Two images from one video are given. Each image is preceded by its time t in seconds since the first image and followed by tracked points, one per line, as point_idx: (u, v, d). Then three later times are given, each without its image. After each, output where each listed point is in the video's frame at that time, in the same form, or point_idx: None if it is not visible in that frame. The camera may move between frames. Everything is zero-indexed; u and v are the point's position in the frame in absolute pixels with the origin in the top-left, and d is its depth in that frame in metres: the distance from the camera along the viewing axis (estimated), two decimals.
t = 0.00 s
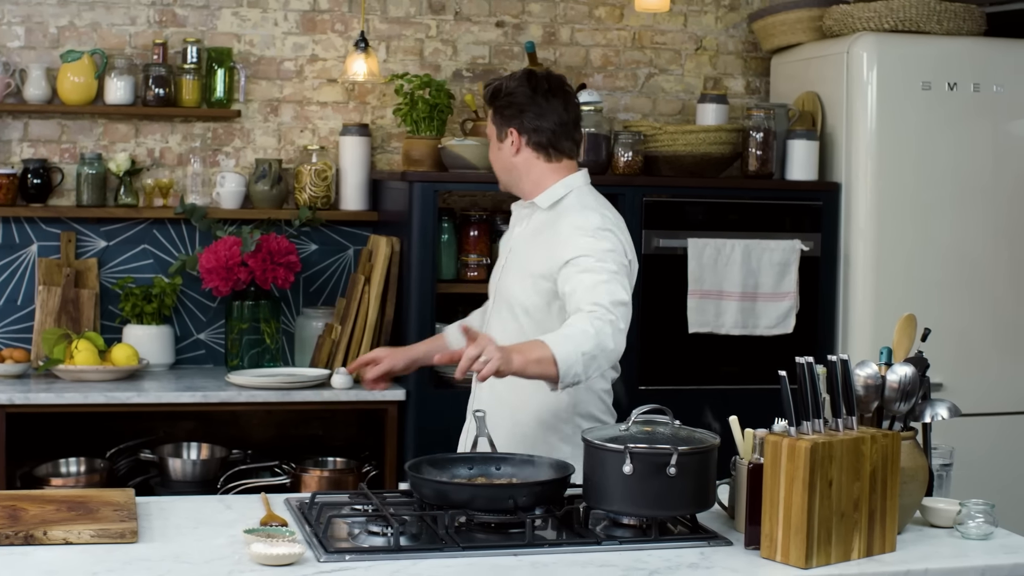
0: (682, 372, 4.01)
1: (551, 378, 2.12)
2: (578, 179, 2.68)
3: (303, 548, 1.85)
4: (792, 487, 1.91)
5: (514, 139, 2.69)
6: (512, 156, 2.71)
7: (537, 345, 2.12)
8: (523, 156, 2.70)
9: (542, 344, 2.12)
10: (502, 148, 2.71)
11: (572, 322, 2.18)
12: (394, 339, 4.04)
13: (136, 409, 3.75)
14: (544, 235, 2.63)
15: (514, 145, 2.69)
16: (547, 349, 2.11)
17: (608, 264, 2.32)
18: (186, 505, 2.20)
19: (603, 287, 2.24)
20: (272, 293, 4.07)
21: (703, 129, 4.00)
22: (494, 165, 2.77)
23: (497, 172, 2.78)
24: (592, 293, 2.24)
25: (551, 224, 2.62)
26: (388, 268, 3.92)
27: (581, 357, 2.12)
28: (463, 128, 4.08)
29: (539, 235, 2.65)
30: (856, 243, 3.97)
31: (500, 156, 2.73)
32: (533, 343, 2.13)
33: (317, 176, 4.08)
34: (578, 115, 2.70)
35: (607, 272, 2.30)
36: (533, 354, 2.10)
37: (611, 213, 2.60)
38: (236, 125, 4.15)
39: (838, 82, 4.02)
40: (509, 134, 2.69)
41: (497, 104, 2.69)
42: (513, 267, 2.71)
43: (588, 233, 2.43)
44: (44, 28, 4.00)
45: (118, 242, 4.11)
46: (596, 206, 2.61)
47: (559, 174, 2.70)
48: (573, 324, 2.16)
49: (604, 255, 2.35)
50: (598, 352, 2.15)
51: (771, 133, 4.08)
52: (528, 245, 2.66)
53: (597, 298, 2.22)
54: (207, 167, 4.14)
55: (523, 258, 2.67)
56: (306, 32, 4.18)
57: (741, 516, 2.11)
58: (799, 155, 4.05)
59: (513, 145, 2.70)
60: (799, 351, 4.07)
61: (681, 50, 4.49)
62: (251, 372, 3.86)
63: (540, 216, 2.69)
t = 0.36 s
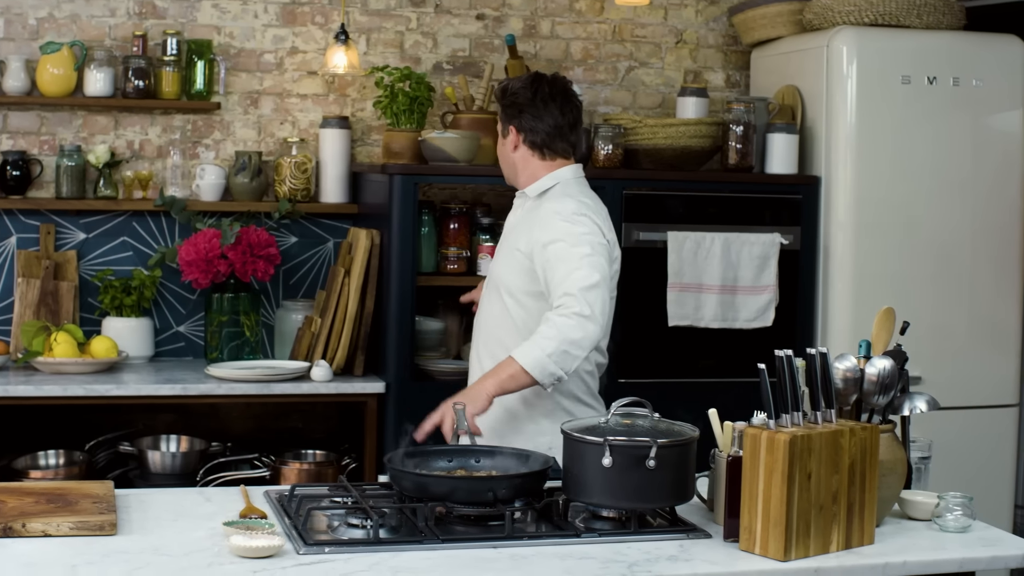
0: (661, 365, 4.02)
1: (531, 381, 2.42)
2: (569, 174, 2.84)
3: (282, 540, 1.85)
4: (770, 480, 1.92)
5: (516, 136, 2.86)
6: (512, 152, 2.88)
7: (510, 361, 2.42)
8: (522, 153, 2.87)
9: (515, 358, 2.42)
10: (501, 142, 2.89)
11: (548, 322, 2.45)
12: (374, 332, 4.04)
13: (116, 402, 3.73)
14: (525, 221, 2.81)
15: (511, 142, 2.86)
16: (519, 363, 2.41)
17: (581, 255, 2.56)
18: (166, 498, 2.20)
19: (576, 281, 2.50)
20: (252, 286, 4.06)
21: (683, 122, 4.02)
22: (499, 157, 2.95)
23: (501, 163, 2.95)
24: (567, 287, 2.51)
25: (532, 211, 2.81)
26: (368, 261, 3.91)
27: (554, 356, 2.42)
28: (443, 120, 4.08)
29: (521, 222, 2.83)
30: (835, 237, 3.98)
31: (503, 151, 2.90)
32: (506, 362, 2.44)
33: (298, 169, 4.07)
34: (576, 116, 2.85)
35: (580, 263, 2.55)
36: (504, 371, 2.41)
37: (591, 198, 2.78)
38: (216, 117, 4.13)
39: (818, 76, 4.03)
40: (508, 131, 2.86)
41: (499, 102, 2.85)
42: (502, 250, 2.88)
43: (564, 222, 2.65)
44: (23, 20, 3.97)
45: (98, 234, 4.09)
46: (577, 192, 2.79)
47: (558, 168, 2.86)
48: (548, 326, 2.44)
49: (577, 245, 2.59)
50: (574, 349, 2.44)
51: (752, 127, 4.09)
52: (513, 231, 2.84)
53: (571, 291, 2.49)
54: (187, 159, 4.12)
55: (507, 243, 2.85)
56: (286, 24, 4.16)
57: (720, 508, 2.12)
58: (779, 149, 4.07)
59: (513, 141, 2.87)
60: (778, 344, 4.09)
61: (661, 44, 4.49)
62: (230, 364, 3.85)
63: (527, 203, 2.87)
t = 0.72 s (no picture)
0: (653, 355, 4.02)
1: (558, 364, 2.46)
2: (554, 153, 2.93)
3: (274, 530, 1.85)
4: (763, 470, 1.93)
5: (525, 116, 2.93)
6: (519, 131, 2.94)
7: (538, 353, 2.44)
8: (529, 133, 2.94)
9: (541, 350, 2.44)
10: (510, 122, 2.93)
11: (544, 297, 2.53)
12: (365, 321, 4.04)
13: (106, 392, 3.72)
14: (510, 197, 2.88)
15: (525, 119, 2.93)
16: (546, 351, 2.44)
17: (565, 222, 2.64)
18: (157, 488, 2.19)
19: (563, 251, 2.59)
20: (243, 276, 4.05)
21: (675, 112, 4.01)
22: (491, 141, 2.96)
23: (492, 146, 2.96)
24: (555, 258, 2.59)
25: (518, 186, 2.88)
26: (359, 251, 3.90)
27: (569, 333, 2.47)
28: (434, 110, 4.07)
29: (506, 198, 2.90)
30: (827, 228, 3.99)
31: (506, 132, 2.94)
32: (531, 357, 2.45)
33: (289, 158, 4.05)
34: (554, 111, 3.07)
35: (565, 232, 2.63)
36: (541, 367, 2.42)
37: (573, 169, 2.85)
38: (207, 107, 4.12)
39: (810, 67, 4.03)
40: (520, 109, 2.93)
41: (508, 82, 2.92)
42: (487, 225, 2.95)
43: (546, 193, 2.72)
44: (14, 9, 3.95)
45: (88, 224, 4.08)
46: (560, 165, 2.87)
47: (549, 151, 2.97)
48: (552, 299, 2.51)
49: (559, 213, 2.66)
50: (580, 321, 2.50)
51: (743, 118, 4.09)
52: (499, 207, 2.91)
53: (560, 261, 2.58)
54: (178, 149, 4.11)
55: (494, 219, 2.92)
56: (277, 13, 4.15)
57: (713, 499, 2.12)
58: (771, 140, 4.07)
59: (522, 120, 2.93)
60: (769, 334, 4.10)
61: (653, 34, 4.49)
62: (221, 354, 3.84)
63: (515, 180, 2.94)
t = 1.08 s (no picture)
0: (649, 348, 4.02)
1: (554, 339, 2.46)
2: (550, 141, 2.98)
3: (269, 523, 1.84)
4: (759, 463, 1.93)
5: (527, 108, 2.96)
6: (525, 124, 2.96)
7: (534, 324, 2.44)
8: (532, 125, 2.97)
9: (536, 321, 2.45)
10: (516, 116, 2.93)
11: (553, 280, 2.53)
12: (361, 313, 4.03)
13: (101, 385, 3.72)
14: (513, 184, 2.88)
15: (528, 111, 2.95)
16: (541, 323, 2.44)
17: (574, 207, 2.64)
18: (153, 481, 2.19)
19: (572, 235, 2.59)
20: (238, 268, 4.04)
21: (671, 105, 4.01)
22: (498, 137, 2.93)
23: (500, 142, 2.93)
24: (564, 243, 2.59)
25: (520, 174, 2.88)
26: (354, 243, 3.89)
27: (571, 310, 2.47)
28: (429, 102, 4.06)
29: (508, 185, 2.90)
30: (824, 220, 3.98)
31: (514, 125, 2.94)
32: (526, 328, 2.45)
33: (284, 151, 4.04)
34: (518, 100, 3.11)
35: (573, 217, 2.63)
36: (534, 336, 2.43)
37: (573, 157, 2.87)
38: (202, 99, 4.11)
39: (806, 59, 4.02)
40: (522, 102, 2.94)
41: (509, 77, 2.91)
42: (489, 213, 2.95)
43: (551, 179, 2.72)
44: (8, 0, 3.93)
45: (83, 216, 4.07)
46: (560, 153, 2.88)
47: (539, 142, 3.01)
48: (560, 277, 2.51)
49: (567, 199, 2.67)
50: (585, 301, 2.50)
51: (738, 109, 4.08)
52: (501, 195, 2.91)
53: (569, 244, 2.58)
54: (173, 141, 4.09)
55: (496, 207, 2.92)
56: (272, 5, 4.13)
57: (709, 491, 2.12)
58: (767, 132, 4.06)
59: (526, 113, 2.95)
60: (766, 327, 4.10)
61: (649, 26, 4.48)
62: (217, 347, 3.83)
63: (512, 169, 2.94)
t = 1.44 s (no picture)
0: (648, 342, 4.02)
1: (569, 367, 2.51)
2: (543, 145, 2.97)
3: (267, 519, 1.84)
4: (758, 458, 1.92)
5: (524, 108, 2.95)
6: (520, 124, 2.95)
7: (547, 356, 2.49)
8: (527, 126, 2.96)
9: (550, 354, 2.49)
10: (512, 115, 2.93)
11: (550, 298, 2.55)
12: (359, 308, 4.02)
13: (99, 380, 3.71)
14: (504, 187, 2.86)
15: (524, 111, 2.94)
16: (555, 354, 2.49)
17: (568, 218, 2.65)
18: (151, 477, 2.18)
19: (567, 248, 2.61)
20: (235, 263, 4.03)
21: (669, 99, 4.00)
22: (493, 134, 2.92)
23: (495, 140, 2.92)
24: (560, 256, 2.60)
25: (511, 177, 2.86)
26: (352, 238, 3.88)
27: (578, 336, 2.51)
28: (427, 97, 4.05)
29: (498, 188, 2.88)
30: (822, 215, 3.98)
31: (510, 124, 2.93)
32: (541, 362, 2.50)
33: (282, 145, 4.04)
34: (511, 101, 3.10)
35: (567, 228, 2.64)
36: (549, 370, 2.48)
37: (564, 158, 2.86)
38: (200, 93, 4.10)
39: (804, 53, 4.02)
40: (520, 101, 2.94)
41: (509, 75, 2.91)
42: (478, 216, 2.93)
43: (546, 188, 2.72)
44: None
45: (81, 211, 4.06)
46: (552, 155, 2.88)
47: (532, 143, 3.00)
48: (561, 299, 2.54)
49: (562, 209, 2.67)
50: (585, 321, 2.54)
51: (737, 104, 4.08)
52: (490, 198, 2.89)
53: (564, 258, 2.59)
54: (170, 136, 4.08)
55: (485, 210, 2.90)
56: None
57: (708, 487, 2.12)
58: (765, 126, 4.05)
59: (522, 112, 2.95)
60: (765, 322, 4.09)
61: (647, 20, 4.47)
62: (215, 342, 3.83)
63: (501, 171, 2.93)
